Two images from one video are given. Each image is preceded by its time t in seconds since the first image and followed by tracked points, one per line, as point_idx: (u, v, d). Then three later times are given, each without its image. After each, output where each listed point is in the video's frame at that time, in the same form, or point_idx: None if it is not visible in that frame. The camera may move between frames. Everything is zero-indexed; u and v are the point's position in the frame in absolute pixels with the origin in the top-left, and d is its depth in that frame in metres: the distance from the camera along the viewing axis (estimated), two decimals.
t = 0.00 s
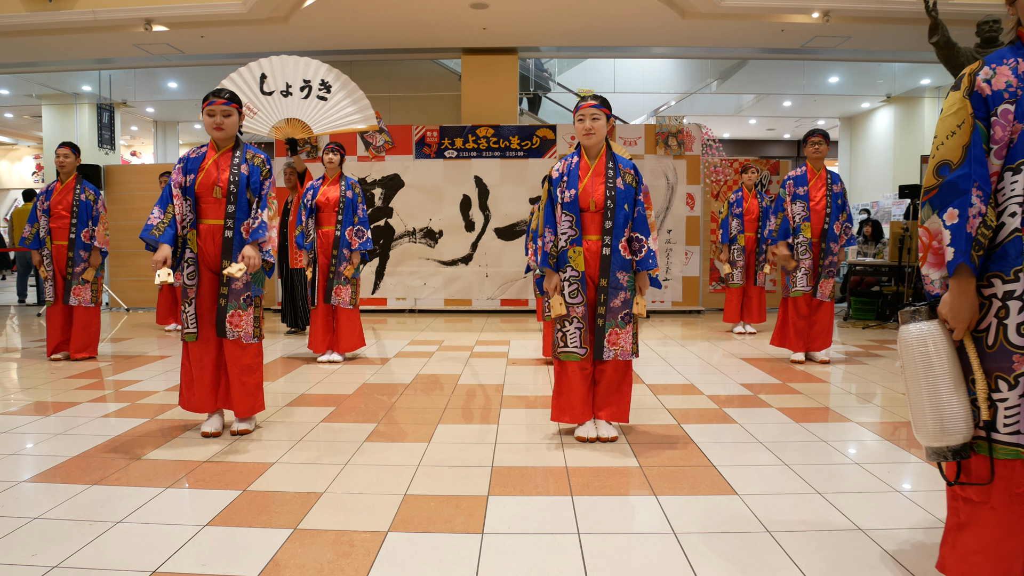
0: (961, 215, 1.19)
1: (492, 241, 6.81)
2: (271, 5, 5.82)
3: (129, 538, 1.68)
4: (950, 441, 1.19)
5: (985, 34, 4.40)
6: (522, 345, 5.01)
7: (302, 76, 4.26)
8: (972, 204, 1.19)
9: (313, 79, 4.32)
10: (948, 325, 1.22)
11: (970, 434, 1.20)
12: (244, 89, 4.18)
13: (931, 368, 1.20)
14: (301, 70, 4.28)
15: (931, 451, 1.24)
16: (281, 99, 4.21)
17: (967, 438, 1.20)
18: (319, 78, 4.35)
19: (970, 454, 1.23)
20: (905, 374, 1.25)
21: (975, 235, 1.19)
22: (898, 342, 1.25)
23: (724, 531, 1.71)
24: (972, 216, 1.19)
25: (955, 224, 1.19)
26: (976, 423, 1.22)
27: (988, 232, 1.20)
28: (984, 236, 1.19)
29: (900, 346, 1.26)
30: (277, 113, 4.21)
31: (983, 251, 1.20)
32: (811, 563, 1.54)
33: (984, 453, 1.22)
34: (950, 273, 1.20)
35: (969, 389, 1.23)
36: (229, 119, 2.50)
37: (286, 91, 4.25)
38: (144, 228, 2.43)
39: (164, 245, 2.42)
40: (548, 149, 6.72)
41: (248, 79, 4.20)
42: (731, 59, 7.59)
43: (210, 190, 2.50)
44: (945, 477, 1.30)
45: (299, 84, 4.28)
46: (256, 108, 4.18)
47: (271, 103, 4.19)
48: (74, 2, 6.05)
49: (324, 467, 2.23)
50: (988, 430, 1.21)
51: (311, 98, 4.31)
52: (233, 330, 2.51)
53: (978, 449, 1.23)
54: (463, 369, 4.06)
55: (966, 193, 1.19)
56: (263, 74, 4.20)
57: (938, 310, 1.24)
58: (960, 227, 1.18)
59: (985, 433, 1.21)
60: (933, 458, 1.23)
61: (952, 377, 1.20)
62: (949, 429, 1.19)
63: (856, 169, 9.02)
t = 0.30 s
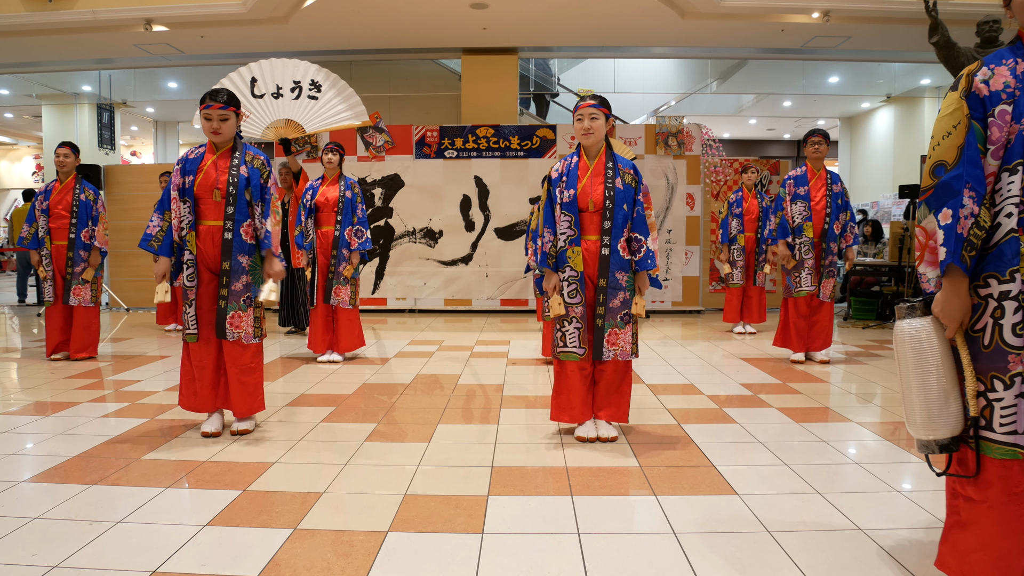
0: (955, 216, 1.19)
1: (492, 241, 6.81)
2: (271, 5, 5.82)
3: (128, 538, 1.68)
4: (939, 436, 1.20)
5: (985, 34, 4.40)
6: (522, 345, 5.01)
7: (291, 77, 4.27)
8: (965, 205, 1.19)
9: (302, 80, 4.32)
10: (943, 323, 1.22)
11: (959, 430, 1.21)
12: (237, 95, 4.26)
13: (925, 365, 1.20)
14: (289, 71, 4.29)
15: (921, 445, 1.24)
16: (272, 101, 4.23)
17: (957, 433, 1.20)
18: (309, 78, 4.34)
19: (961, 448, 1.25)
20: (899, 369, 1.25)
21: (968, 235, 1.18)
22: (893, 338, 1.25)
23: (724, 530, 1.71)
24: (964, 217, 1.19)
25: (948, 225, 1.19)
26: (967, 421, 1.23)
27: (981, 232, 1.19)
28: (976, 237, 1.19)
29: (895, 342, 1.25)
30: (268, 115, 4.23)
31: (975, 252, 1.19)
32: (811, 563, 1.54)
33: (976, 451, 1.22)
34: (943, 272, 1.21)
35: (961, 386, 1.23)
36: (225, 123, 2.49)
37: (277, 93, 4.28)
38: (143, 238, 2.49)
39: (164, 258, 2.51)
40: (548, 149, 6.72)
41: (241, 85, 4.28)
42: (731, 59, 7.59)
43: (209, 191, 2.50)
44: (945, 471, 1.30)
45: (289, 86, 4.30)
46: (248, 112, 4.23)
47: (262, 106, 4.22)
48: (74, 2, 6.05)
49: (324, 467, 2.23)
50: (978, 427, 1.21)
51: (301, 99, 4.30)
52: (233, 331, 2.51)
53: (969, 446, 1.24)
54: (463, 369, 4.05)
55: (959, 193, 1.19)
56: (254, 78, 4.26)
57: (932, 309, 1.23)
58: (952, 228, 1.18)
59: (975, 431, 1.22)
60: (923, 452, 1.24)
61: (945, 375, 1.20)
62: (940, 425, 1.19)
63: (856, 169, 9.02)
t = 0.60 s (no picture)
0: (957, 215, 1.19)
1: (492, 241, 6.81)
2: (271, 5, 5.82)
3: (129, 538, 1.68)
4: (945, 436, 1.20)
5: (985, 34, 4.40)
6: (522, 345, 5.01)
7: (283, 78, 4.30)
8: (967, 204, 1.19)
9: (295, 81, 4.33)
10: (946, 323, 1.22)
11: (965, 430, 1.21)
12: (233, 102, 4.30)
13: (930, 365, 1.20)
14: (282, 74, 4.33)
15: (927, 447, 1.24)
16: (266, 103, 4.24)
17: (963, 434, 1.20)
18: (301, 78, 4.34)
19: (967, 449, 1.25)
20: (904, 371, 1.25)
21: (971, 235, 1.18)
22: (897, 339, 1.25)
23: (724, 530, 1.71)
24: (966, 216, 1.19)
25: (950, 224, 1.19)
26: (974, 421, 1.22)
27: (984, 231, 1.19)
28: (979, 236, 1.19)
29: (899, 344, 1.25)
30: (262, 117, 4.22)
31: (978, 250, 1.19)
32: (812, 563, 1.54)
33: (984, 452, 1.22)
34: (947, 272, 1.21)
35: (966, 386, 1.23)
36: (224, 128, 2.48)
37: (271, 96, 4.29)
38: (144, 239, 2.56)
39: (163, 258, 2.56)
40: (548, 149, 6.72)
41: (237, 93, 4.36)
42: (732, 59, 7.59)
43: (209, 192, 2.50)
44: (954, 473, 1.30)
45: (283, 88, 4.30)
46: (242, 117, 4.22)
47: (256, 109, 4.23)
48: (74, 2, 6.05)
49: (324, 467, 2.23)
50: (986, 429, 1.21)
51: (294, 99, 4.28)
52: (233, 332, 2.51)
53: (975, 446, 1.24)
54: (463, 369, 4.06)
55: (961, 192, 1.19)
56: (248, 83, 4.32)
57: (937, 309, 1.23)
58: (955, 227, 1.18)
59: (983, 432, 1.21)
60: (929, 454, 1.24)
61: (950, 376, 1.20)
62: (944, 425, 1.20)
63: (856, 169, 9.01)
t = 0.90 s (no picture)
0: (961, 213, 1.19)
1: (492, 241, 6.81)
2: (271, 5, 5.81)
3: (129, 538, 1.68)
4: (954, 440, 1.18)
5: (986, 34, 4.40)
6: (522, 345, 5.01)
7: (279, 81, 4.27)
8: (971, 201, 1.18)
9: (291, 82, 4.30)
10: (952, 323, 1.22)
11: (974, 434, 1.19)
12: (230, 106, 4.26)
13: (935, 366, 1.20)
14: (278, 76, 4.28)
15: (935, 451, 1.23)
16: (265, 107, 4.22)
17: (972, 437, 1.19)
18: (298, 79, 4.32)
19: (975, 455, 1.22)
20: (909, 372, 1.24)
21: (976, 232, 1.18)
22: (901, 340, 1.25)
23: (724, 531, 1.71)
24: (971, 213, 1.18)
25: (954, 222, 1.19)
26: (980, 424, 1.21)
27: (988, 228, 1.19)
28: (984, 233, 1.19)
29: (903, 345, 1.25)
30: (263, 121, 4.21)
31: (983, 248, 1.19)
32: (812, 563, 1.54)
33: (989, 454, 1.21)
34: (952, 270, 1.20)
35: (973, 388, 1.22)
36: (223, 139, 2.44)
37: (269, 100, 4.26)
38: (146, 242, 2.56)
39: (166, 261, 2.53)
40: (548, 149, 6.72)
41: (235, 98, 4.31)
42: (731, 59, 7.59)
43: (210, 200, 2.50)
44: (952, 478, 1.29)
45: (280, 90, 4.28)
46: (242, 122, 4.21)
47: (256, 114, 4.21)
48: (74, 2, 6.05)
49: (324, 467, 2.23)
50: (992, 430, 1.19)
51: (293, 101, 4.27)
52: (247, 337, 2.54)
53: (983, 450, 1.22)
54: (463, 369, 4.05)
55: (965, 189, 1.19)
56: (244, 87, 4.28)
57: (940, 309, 1.23)
58: (959, 224, 1.18)
59: (989, 434, 1.20)
60: (937, 458, 1.23)
61: (956, 377, 1.19)
62: (953, 428, 1.18)
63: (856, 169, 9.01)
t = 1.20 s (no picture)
0: (958, 214, 1.19)
1: (492, 241, 6.81)
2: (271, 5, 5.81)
3: (129, 538, 1.68)
4: (948, 438, 1.20)
5: (986, 34, 4.40)
6: (522, 345, 5.01)
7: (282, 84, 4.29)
8: (968, 203, 1.18)
9: (293, 85, 4.33)
10: (948, 324, 1.23)
11: (968, 432, 1.21)
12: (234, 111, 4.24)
13: (931, 366, 1.21)
14: (280, 80, 4.30)
15: (930, 449, 1.24)
16: (269, 112, 4.25)
17: (965, 436, 1.21)
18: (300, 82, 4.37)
19: (968, 453, 1.24)
20: (905, 371, 1.25)
21: (972, 234, 1.18)
22: (897, 340, 1.26)
23: (724, 531, 1.71)
24: (968, 215, 1.18)
25: (952, 224, 1.19)
26: (975, 423, 1.22)
27: (985, 230, 1.19)
28: (981, 235, 1.19)
29: (899, 345, 1.26)
30: (268, 126, 4.25)
31: (980, 250, 1.19)
32: (812, 563, 1.54)
33: (983, 452, 1.22)
34: (948, 272, 1.21)
35: (968, 388, 1.23)
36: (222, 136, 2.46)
37: (272, 103, 4.29)
38: (141, 242, 2.55)
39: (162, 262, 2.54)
40: (548, 149, 6.72)
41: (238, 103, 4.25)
42: (731, 59, 7.60)
43: (200, 198, 2.49)
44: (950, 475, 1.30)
45: (282, 93, 4.30)
46: (247, 126, 4.22)
47: (260, 119, 4.24)
48: (74, 2, 6.05)
49: (324, 467, 2.23)
50: (987, 430, 1.20)
51: (297, 104, 4.32)
52: (242, 335, 2.53)
53: (977, 448, 1.23)
54: (463, 369, 4.05)
55: (962, 191, 1.19)
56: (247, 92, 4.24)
57: (938, 310, 1.24)
58: (957, 226, 1.18)
59: (984, 433, 1.21)
60: (932, 457, 1.24)
61: (950, 377, 1.21)
62: (946, 427, 1.20)
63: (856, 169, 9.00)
